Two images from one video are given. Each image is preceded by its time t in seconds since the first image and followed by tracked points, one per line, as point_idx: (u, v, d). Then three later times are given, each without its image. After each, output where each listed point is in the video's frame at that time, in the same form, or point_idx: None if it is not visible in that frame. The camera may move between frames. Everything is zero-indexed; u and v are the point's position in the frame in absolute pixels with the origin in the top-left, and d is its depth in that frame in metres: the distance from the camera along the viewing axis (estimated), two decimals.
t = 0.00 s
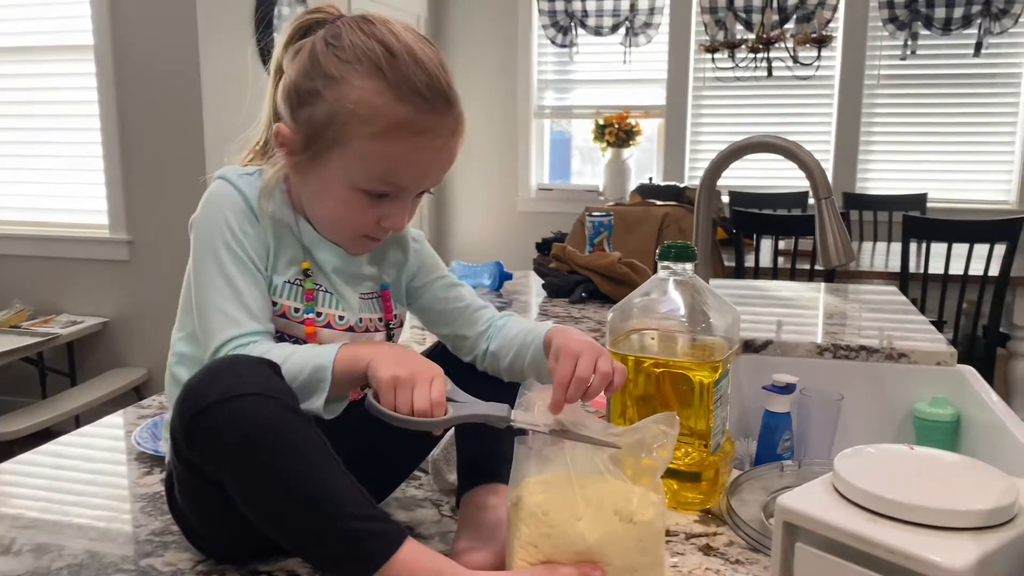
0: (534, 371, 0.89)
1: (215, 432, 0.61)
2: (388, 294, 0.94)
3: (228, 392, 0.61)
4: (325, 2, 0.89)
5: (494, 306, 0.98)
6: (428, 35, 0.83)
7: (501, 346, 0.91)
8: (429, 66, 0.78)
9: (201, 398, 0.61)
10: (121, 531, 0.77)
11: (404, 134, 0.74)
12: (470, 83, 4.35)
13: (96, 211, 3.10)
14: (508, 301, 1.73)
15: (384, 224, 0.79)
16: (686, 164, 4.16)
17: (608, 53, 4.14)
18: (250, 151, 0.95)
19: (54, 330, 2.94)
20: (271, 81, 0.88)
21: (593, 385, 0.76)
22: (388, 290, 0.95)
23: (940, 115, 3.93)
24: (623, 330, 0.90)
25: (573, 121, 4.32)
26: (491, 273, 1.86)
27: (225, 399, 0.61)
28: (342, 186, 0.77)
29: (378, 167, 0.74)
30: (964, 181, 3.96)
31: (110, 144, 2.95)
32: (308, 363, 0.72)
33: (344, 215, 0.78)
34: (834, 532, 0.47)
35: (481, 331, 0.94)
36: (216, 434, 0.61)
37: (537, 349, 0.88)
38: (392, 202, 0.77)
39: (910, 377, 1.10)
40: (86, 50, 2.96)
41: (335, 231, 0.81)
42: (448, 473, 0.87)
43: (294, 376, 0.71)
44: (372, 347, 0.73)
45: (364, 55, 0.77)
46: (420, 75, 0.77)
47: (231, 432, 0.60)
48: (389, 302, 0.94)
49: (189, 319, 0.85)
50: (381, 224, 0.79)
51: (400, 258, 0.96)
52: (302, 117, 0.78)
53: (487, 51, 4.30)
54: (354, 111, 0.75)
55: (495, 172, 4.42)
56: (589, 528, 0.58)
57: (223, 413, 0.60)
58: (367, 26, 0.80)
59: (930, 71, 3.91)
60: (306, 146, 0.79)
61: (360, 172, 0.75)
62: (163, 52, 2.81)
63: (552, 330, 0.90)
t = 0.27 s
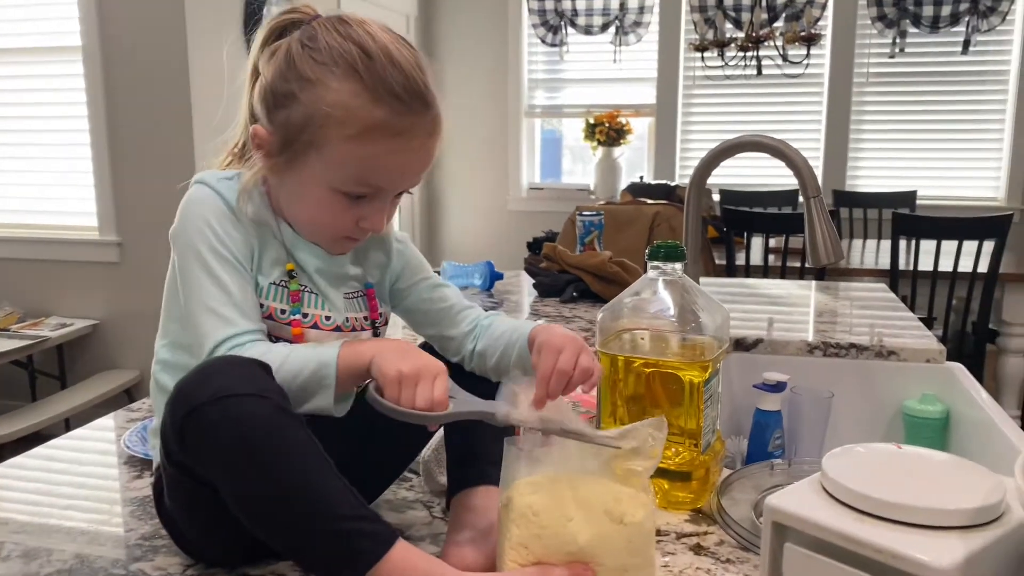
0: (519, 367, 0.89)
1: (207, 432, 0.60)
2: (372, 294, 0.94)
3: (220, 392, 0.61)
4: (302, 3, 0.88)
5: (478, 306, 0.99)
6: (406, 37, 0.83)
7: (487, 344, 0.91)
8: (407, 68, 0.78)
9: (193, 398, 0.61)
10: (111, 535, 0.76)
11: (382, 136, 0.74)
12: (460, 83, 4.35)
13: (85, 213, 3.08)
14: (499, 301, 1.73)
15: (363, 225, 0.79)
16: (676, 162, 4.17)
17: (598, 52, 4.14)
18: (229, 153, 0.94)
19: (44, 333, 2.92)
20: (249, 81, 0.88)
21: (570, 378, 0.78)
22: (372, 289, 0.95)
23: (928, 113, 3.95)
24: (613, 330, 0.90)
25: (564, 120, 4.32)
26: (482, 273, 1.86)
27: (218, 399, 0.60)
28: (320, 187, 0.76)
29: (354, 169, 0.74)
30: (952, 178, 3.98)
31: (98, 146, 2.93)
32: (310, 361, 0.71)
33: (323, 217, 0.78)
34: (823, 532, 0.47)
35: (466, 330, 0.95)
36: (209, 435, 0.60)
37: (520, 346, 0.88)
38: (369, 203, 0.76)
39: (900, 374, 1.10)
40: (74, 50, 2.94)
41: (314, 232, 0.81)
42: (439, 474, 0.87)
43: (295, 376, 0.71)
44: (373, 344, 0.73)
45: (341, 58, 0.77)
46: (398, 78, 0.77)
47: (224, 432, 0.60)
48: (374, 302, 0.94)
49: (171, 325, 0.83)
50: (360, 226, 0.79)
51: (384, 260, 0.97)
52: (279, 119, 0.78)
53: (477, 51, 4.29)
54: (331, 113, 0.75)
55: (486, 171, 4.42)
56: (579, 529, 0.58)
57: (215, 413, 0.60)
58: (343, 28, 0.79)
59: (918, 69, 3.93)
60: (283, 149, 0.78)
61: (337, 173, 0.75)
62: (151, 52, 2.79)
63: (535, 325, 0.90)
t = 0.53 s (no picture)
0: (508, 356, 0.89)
1: (200, 434, 0.60)
2: (359, 292, 0.94)
3: (211, 394, 0.61)
4: (285, 2, 0.88)
5: (466, 299, 0.99)
6: (390, 36, 0.82)
7: (474, 337, 0.92)
8: (391, 69, 0.78)
9: (185, 401, 0.61)
10: (105, 535, 0.76)
11: (366, 137, 0.73)
12: (453, 82, 4.34)
13: (76, 214, 3.07)
14: (493, 300, 1.73)
15: (347, 226, 0.79)
16: (669, 160, 4.18)
17: (590, 51, 4.15)
18: (213, 152, 0.94)
19: (36, 335, 2.91)
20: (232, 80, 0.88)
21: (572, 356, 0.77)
22: (358, 288, 0.95)
23: (920, 110, 3.96)
24: (607, 328, 0.90)
25: (557, 119, 4.32)
26: (475, 272, 1.86)
27: (210, 401, 0.60)
28: (304, 189, 0.76)
29: (338, 171, 0.74)
30: (944, 175, 4.00)
31: (90, 146, 2.92)
32: (323, 358, 0.72)
33: (308, 218, 0.78)
34: (815, 529, 0.47)
35: (454, 323, 0.96)
36: (201, 437, 0.60)
37: (505, 338, 0.89)
38: (354, 204, 0.76)
39: (891, 371, 1.11)
40: (65, 51, 2.92)
41: (298, 233, 0.81)
42: (432, 473, 0.87)
43: (309, 372, 0.71)
44: (389, 342, 0.71)
45: (324, 58, 0.76)
46: (382, 78, 0.77)
47: (217, 434, 0.60)
48: (361, 299, 0.94)
49: (158, 328, 0.83)
50: (344, 227, 0.79)
51: (370, 257, 0.98)
52: (263, 120, 0.78)
53: (469, 50, 4.29)
54: (314, 115, 0.75)
55: (480, 170, 4.41)
56: (572, 524, 0.58)
57: (208, 415, 0.60)
58: (326, 28, 0.79)
59: (909, 67, 3.94)
60: (267, 151, 0.78)
61: (322, 175, 0.75)
62: (142, 52, 2.78)
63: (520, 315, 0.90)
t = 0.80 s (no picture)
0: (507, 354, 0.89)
1: (199, 436, 0.60)
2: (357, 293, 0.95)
3: (211, 396, 0.61)
4: (281, 4, 0.88)
5: (463, 298, 1.00)
6: (387, 40, 0.83)
7: (472, 335, 0.93)
8: (389, 75, 0.78)
9: (184, 402, 0.61)
10: (104, 537, 0.76)
11: (364, 145, 0.74)
12: (449, 82, 4.34)
13: (72, 215, 3.06)
14: (490, 299, 1.74)
15: (343, 231, 0.80)
16: (665, 159, 4.18)
17: (586, 51, 4.15)
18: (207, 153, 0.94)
19: (32, 336, 2.91)
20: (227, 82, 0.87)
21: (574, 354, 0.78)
22: (356, 289, 0.95)
23: (915, 108, 3.97)
24: (604, 328, 0.91)
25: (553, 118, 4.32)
26: (472, 272, 1.86)
27: (209, 403, 0.60)
28: (300, 195, 0.77)
29: (336, 179, 0.75)
30: (939, 173, 4.02)
31: (85, 148, 2.92)
32: (334, 363, 0.72)
33: (304, 223, 0.79)
34: (812, 526, 0.47)
35: (451, 322, 0.96)
36: (201, 439, 0.60)
37: (503, 335, 0.89)
38: (351, 210, 0.77)
39: (888, 369, 1.11)
40: (60, 52, 2.92)
41: (293, 238, 0.82)
42: (431, 473, 0.86)
43: (320, 376, 0.72)
44: (400, 351, 0.71)
45: (321, 64, 0.76)
46: (380, 84, 0.77)
47: (217, 435, 0.60)
48: (359, 300, 0.94)
49: (154, 329, 0.83)
50: (340, 232, 0.80)
51: (365, 258, 0.98)
52: (259, 126, 0.78)
53: (465, 50, 4.29)
54: (311, 122, 0.75)
55: (476, 170, 4.41)
56: (571, 524, 0.58)
57: (207, 417, 0.60)
58: (323, 34, 0.79)
59: (904, 65, 3.95)
60: (263, 156, 0.78)
61: (319, 182, 0.75)
62: (137, 53, 2.77)
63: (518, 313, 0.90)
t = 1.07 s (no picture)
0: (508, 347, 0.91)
1: (203, 434, 0.60)
2: (358, 292, 0.95)
3: (215, 394, 0.61)
4: (284, 3, 0.88)
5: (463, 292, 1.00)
6: (389, 40, 0.83)
7: (476, 330, 0.93)
8: (392, 77, 0.78)
9: (188, 400, 0.61)
10: (107, 536, 0.76)
11: (367, 147, 0.74)
12: (448, 81, 4.35)
13: (72, 216, 3.06)
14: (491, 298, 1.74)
15: (344, 232, 0.80)
16: (665, 158, 4.19)
17: (586, 50, 4.16)
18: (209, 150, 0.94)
19: (33, 337, 2.90)
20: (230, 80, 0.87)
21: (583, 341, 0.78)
22: (357, 287, 0.95)
23: (914, 106, 3.98)
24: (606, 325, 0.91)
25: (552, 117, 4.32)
26: (473, 271, 1.86)
27: (213, 400, 0.61)
28: (302, 196, 0.77)
29: (338, 180, 0.75)
30: (938, 171, 4.02)
31: (85, 148, 2.92)
32: (352, 363, 0.72)
33: (306, 224, 0.79)
34: (815, 520, 0.48)
35: (454, 317, 0.97)
36: (204, 437, 0.60)
37: (510, 330, 0.90)
38: (353, 211, 0.77)
39: (889, 366, 1.12)
40: (59, 52, 2.92)
41: (295, 237, 0.82)
42: (433, 470, 0.86)
43: (337, 373, 0.72)
44: (419, 355, 0.71)
45: (324, 65, 0.76)
46: (383, 85, 0.77)
47: (221, 433, 0.60)
48: (360, 299, 0.94)
49: (158, 328, 0.83)
50: (342, 232, 0.80)
51: (367, 256, 0.98)
52: (262, 127, 0.78)
53: (464, 50, 4.29)
54: (314, 124, 0.75)
55: (476, 169, 4.42)
56: (574, 520, 0.58)
57: (211, 415, 0.60)
58: (326, 34, 0.79)
59: (903, 63, 3.96)
60: (265, 157, 0.78)
61: (321, 184, 0.75)
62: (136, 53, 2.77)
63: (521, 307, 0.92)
